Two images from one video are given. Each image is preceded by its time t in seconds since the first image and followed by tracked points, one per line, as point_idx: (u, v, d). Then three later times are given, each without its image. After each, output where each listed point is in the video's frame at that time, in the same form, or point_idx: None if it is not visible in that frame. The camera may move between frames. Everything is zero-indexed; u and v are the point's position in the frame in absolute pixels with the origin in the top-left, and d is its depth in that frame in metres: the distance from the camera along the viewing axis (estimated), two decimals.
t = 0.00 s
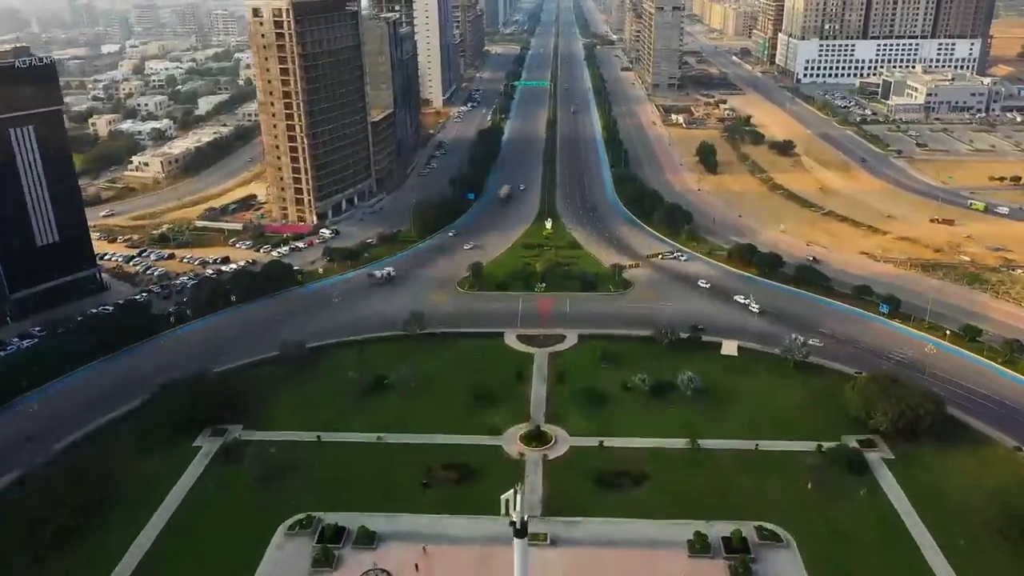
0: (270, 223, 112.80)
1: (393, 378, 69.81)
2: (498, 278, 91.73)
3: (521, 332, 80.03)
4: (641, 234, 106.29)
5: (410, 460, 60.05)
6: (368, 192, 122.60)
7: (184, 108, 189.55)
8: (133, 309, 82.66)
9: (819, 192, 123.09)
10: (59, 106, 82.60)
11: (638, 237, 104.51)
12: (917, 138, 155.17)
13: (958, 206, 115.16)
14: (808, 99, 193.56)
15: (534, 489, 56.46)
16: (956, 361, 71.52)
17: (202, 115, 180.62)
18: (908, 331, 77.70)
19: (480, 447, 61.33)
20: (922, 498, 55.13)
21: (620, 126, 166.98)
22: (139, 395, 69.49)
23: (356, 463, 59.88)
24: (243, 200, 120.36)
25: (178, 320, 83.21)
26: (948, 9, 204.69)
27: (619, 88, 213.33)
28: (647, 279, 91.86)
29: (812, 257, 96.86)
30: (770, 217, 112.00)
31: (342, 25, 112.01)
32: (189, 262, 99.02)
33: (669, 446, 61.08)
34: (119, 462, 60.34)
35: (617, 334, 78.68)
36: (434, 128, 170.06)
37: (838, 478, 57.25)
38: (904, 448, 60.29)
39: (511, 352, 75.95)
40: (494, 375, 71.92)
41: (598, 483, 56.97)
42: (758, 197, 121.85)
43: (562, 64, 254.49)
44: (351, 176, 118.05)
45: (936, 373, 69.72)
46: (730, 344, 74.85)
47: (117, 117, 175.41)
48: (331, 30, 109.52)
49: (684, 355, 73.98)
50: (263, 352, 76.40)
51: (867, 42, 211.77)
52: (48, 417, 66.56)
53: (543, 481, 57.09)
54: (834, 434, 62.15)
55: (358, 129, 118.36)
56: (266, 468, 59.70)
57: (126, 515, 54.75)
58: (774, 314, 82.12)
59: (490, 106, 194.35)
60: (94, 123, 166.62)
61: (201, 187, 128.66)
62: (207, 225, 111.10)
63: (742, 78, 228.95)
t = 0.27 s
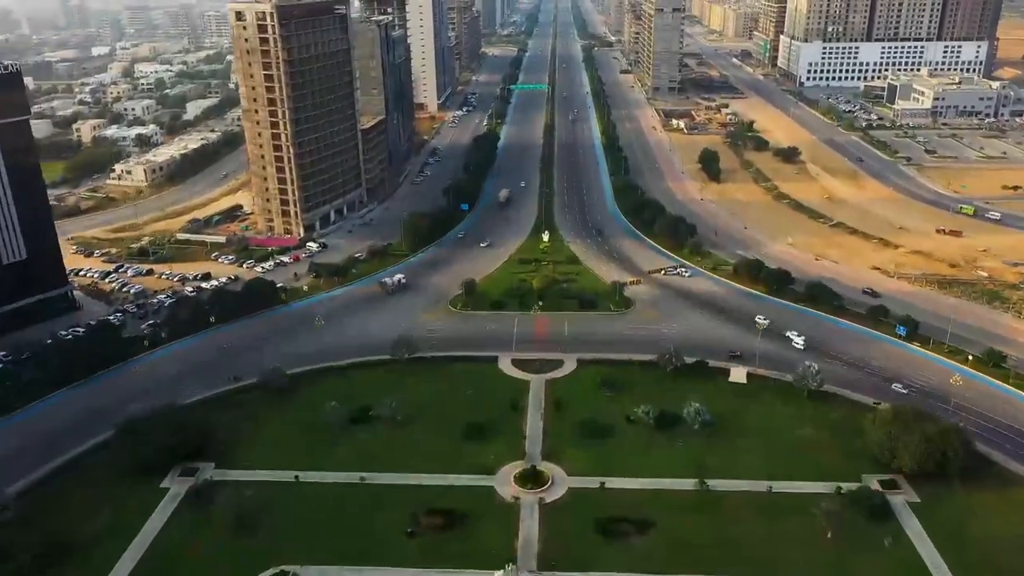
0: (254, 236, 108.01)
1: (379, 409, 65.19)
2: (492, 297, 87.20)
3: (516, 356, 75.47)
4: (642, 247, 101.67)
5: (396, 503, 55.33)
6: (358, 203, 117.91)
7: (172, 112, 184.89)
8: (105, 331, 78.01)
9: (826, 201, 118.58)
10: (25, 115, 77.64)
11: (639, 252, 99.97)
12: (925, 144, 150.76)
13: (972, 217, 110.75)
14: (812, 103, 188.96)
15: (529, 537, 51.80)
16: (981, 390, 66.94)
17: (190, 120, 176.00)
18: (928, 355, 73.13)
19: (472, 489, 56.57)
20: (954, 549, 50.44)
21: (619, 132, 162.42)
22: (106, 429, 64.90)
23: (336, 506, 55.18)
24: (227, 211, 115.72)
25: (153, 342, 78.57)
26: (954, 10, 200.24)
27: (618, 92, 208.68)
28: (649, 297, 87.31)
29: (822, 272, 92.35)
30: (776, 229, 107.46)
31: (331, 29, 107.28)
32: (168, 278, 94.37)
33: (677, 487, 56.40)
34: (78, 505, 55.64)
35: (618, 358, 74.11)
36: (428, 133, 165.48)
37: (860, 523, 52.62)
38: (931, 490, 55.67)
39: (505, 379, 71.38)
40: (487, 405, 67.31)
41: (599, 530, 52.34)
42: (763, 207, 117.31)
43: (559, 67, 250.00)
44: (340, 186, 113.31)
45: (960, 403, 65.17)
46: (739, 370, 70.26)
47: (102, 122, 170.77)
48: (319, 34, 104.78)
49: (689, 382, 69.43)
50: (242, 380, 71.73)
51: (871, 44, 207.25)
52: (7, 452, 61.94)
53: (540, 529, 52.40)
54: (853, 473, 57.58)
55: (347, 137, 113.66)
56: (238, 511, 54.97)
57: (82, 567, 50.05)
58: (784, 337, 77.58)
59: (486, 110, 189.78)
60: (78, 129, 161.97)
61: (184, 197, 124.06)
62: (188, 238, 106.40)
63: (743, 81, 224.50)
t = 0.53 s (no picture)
0: (237, 252, 103.09)
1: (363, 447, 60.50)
2: (485, 319, 82.52)
3: (510, 384, 70.77)
4: (643, 264, 97.00)
5: (378, 557, 50.52)
6: (346, 215, 113.11)
7: (159, 119, 179.98)
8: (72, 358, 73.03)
9: (834, 214, 114.13)
10: None
11: (640, 269, 95.36)
12: (933, 152, 146.36)
13: (987, 231, 106.34)
14: (815, 109, 184.60)
15: None
16: (1010, 426, 62.37)
17: (177, 126, 171.14)
18: (950, 387, 68.58)
19: (462, 540, 51.83)
20: None
21: (618, 139, 157.90)
22: (66, 470, 59.94)
23: (314, 561, 50.39)
24: (210, 225, 110.80)
25: (123, 370, 73.60)
26: (959, 14, 196.29)
27: (616, 98, 204.16)
28: (651, 319, 82.65)
29: (833, 292, 87.80)
30: (783, 244, 102.86)
31: (317, 36, 102.56)
32: (144, 297, 89.44)
33: (685, 538, 51.64)
34: (29, 559, 50.71)
35: (619, 388, 69.44)
36: (422, 141, 160.83)
37: None
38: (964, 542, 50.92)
39: (498, 411, 66.68)
40: (478, 441, 62.54)
41: None
42: (768, 220, 112.75)
43: (556, 71, 245.65)
44: (327, 199, 108.56)
45: (988, 441, 60.56)
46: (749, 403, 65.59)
47: (86, 128, 165.80)
48: (304, 41, 100.04)
49: (695, 416, 64.73)
50: (216, 414, 66.90)
51: (875, 49, 202.95)
52: None
53: None
54: (877, 522, 52.84)
55: (335, 148, 108.87)
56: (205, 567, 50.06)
57: None
58: (796, 364, 72.95)
59: (481, 116, 185.18)
60: (61, 137, 157.02)
61: (165, 209, 119.05)
62: (168, 254, 101.35)
63: (744, 86, 220.16)
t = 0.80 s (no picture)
0: (221, 267, 98.49)
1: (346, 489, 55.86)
2: (481, 341, 78.02)
3: (507, 415, 66.26)
4: (647, 281, 92.46)
5: None
6: (336, 228, 108.66)
7: (148, 125, 175.44)
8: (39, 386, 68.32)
9: (844, 226, 109.70)
10: None
11: (643, 287, 90.93)
12: (944, 159, 141.90)
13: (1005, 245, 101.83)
14: (820, 115, 180.21)
15: None
16: None
17: (167, 133, 166.76)
18: (977, 420, 64.03)
19: None
20: None
21: (618, 146, 153.53)
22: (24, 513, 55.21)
23: None
24: (194, 238, 106.19)
25: (93, 398, 68.88)
26: (967, 16, 192.20)
27: (616, 103, 199.73)
28: (655, 342, 78.24)
29: (847, 311, 83.34)
30: (793, 259, 98.34)
31: (305, 41, 98.15)
32: (121, 317, 84.74)
33: None
34: None
35: (621, 420, 64.97)
36: (417, 148, 156.38)
37: None
38: None
39: (493, 446, 62.15)
40: (472, 480, 57.93)
41: None
42: (776, 233, 108.30)
43: (555, 75, 241.37)
44: (316, 211, 104.06)
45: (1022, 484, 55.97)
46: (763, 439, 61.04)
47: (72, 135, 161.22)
48: (291, 47, 95.65)
49: (705, 452, 60.16)
50: (189, 448, 62.31)
51: (881, 52, 198.68)
52: None
53: None
54: None
55: (324, 158, 104.38)
56: None
57: None
58: (811, 393, 68.47)
59: (478, 122, 180.79)
60: (45, 143, 152.47)
61: (149, 221, 114.35)
62: (148, 269, 96.75)
63: (747, 91, 215.88)
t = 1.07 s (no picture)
0: (204, 283, 94.03)
1: (325, 537, 51.26)
2: (475, 367, 73.56)
3: (502, 450, 61.75)
4: (651, 299, 87.97)
5: None
6: (326, 241, 104.27)
7: (138, 130, 171.14)
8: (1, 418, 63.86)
9: (855, 239, 105.24)
10: None
11: (646, 306, 86.56)
12: (957, 167, 137.25)
13: None
14: (827, 120, 175.68)
15: None
16: None
17: (156, 138, 162.58)
18: (1008, 458, 59.44)
19: None
20: None
21: (620, 153, 149.10)
22: None
23: None
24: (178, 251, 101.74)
25: (59, 431, 64.43)
26: (978, 17, 187.56)
27: (618, 108, 195.26)
28: (660, 366, 73.85)
29: (863, 333, 78.92)
30: (804, 275, 93.78)
31: (293, 47, 93.63)
32: (97, 338, 80.28)
33: None
34: None
35: (624, 456, 60.54)
36: (413, 155, 151.96)
37: None
38: None
39: (488, 485, 57.61)
40: (464, 526, 53.40)
41: None
42: (785, 246, 103.87)
43: (555, 78, 237.03)
44: (305, 224, 99.62)
45: None
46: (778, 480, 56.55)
47: (59, 141, 156.98)
48: (278, 53, 91.16)
49: (717, 494, 55.71)
50: (158, 489, 57.76)
51: (888, 56, 194.01)
52: None
53: None
54: None
55: (314, 168, 99.96)
56: None
57: None
58: (827, 425, 64.06)
59: (476, 127, 176.39)
60: (30, 150, 148.23)
61: (131, 233, 109.89)
62: (128, 285, 92.40)
63: (751, 95, 211.39)
